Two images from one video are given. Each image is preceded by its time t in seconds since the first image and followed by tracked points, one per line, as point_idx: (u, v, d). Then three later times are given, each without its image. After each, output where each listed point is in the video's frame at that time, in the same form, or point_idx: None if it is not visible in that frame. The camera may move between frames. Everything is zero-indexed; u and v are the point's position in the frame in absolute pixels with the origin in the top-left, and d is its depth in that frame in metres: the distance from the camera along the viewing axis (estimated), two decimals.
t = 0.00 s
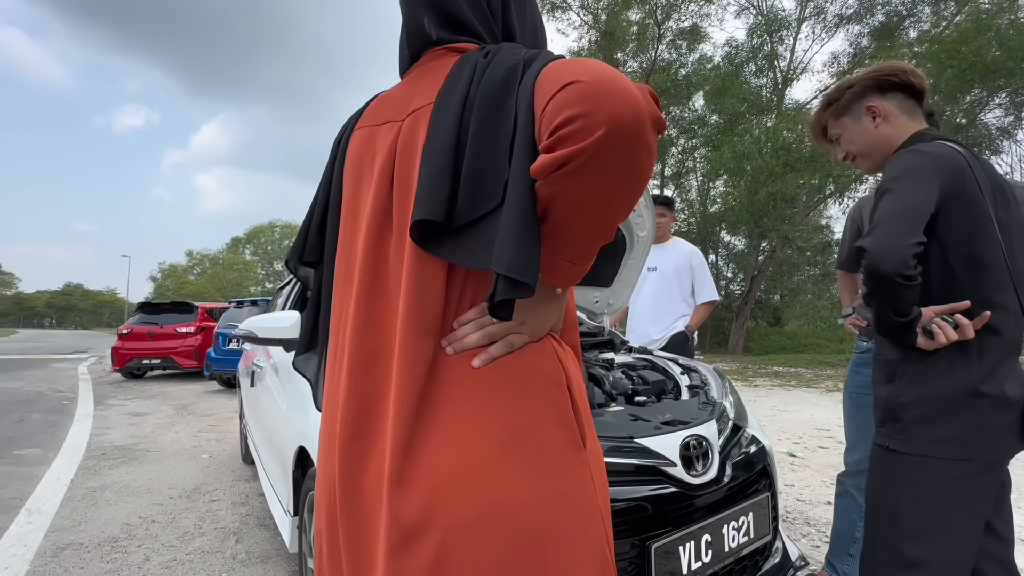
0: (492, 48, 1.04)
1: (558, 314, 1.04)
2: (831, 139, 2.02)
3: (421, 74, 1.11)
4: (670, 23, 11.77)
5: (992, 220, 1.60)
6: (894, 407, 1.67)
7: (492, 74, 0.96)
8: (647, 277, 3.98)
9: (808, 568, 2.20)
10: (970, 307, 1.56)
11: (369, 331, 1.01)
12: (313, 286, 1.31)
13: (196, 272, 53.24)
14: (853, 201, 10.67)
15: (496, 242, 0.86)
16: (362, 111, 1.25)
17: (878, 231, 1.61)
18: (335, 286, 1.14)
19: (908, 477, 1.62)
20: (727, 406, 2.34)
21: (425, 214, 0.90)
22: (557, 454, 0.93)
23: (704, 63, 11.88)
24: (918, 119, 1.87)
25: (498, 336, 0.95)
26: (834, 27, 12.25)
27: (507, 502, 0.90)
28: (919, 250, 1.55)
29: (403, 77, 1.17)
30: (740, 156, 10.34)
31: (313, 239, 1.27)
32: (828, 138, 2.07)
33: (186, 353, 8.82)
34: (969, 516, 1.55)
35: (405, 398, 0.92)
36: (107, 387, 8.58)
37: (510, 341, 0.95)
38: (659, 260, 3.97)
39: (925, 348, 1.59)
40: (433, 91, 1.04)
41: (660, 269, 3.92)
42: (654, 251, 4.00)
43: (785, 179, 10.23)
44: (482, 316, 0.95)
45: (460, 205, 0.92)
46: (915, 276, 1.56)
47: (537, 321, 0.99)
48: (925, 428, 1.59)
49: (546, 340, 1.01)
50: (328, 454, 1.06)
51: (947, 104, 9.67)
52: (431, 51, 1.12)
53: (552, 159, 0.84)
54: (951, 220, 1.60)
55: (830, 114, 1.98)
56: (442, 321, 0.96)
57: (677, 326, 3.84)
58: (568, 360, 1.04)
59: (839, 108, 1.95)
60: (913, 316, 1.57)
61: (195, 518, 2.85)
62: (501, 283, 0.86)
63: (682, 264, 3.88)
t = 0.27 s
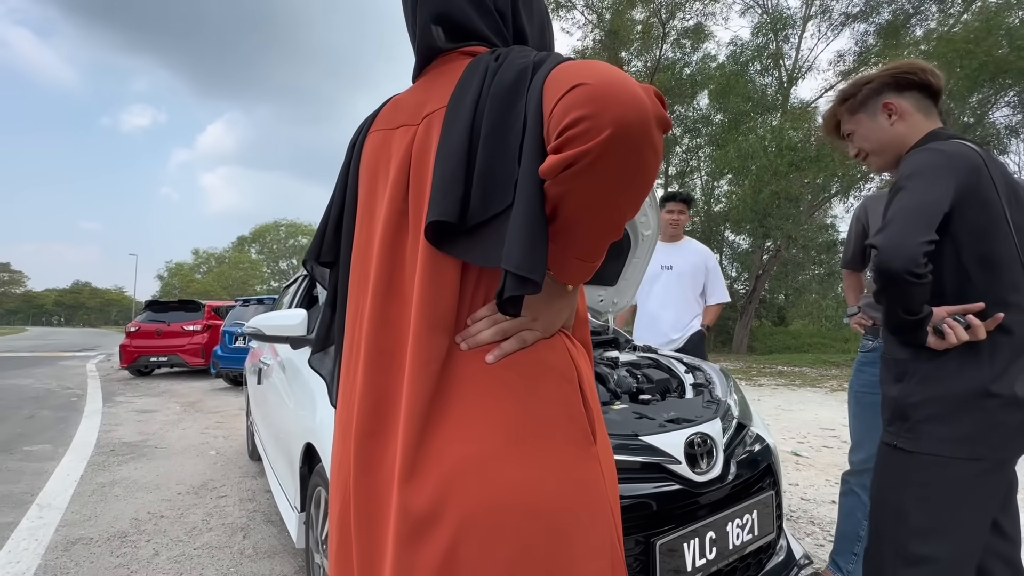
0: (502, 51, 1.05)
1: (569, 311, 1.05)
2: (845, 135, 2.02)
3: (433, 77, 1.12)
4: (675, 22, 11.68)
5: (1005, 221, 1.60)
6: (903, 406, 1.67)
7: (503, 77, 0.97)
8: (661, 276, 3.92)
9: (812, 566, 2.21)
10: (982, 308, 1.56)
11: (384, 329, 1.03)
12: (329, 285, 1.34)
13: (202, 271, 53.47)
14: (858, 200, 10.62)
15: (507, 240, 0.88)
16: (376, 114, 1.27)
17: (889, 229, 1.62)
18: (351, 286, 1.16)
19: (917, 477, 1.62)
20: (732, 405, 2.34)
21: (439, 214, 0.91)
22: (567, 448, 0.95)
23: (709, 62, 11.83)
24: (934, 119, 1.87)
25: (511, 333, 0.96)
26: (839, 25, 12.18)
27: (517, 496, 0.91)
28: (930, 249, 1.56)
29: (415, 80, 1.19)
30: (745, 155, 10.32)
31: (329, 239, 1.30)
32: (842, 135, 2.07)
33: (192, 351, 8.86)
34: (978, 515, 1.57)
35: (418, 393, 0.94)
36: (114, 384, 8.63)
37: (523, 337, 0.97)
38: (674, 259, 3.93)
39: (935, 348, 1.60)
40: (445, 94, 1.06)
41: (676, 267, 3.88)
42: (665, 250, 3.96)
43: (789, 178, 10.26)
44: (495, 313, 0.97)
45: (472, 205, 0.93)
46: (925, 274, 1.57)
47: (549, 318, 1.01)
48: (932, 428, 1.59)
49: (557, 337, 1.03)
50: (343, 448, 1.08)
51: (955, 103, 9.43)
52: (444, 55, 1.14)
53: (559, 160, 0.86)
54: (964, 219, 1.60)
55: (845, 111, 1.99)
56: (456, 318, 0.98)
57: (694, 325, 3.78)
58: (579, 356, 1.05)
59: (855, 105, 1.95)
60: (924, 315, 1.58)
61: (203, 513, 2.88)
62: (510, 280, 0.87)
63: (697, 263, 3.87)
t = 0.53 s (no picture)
0: (508, 50, 1.05)
1: (576, 310, 1.05)
2: (855, 132, 2.03)
3: (439, 78, 1.12)
4: (676, 21, 11.66)
5: (1016, 222, 1.60)
6: (910, 406, 1.67)
7: (508, 76, 0.97)
8: (691, 275, 3.70)
9: (813, 565, 2.21)
10: (990, 308, 1.56)
11: (389, 328, 1.03)
12: (337, 285, 1.34)
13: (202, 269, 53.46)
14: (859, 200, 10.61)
15: (512, 241, 0.88)
16: (383, 114, 1.27)
17: (898, 223, 1.62)
18: (358, 285, 1.16)
19: (924, 477, 1.62)
20: (734, 404, 2.34)
21: (445, 215, 0.91)
22: (573, 447, 0.95)
23: (710, 61, 11.81)
24: (945, 117, 1.87)
25: (518, 332, 0.96)
26: (840, 25, 12.15)
27: (521, 494, 0.91)
28: (940, 243, 1.56)
29: (420, 81, 1.19)
30: (745, 154, 10.30)
31: (337, 239, 1.30)
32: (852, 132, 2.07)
33: (192, 349, 8.85)
34: (985, 517, 1.57)
35: (423, 392, 0.94)
36: (115, 382, 8.64)
37: (530, 336, 0.97)
38: (700, 258, 3.75)
39: (941, 347, 1.60)
40: (452, 95, 1.06)
41: (706, 266, 3.70)
42: (692, 248, 3.75)
43: (790, 177, 10.27)
44: (502, 313, 0.97)
45: (478, 205, 0.93)
46: (934, 269, 1.57)
47: (555, 317, 1.00)
48: (939, 429, 1.59)
49: (564, 336, 1.03)
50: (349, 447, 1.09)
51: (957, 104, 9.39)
52: (447, 58, 1.14)
53: (565, 162, 0.86)
54: (974, 217, 1.60)
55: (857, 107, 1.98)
56: (462, 317, 0.97)
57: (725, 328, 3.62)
58: (585, 355, 1.05)
59: (868, 100, 1.95)
60: (931, 312, 1.58)
61: (203, 511, 2.88)
62: (516, 281, 0.87)
63: (725, 263, 3.73)
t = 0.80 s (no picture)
0: (504, 46, 1.04)
1: (577, 308, 1.04)
2: (859, 131, 2.02)
3: (437, 77, 1.11)
4: (674, 20, 11.72)
5: None
6: (913, 406, 1.66)
7: (504, 73, 0.96)
8: (714, 273, 3.27)
9: (811, 565, 2.20)
10: (997, 308, 1.56)
11: (387, 327, 1.02)
12: (337, 284, 1.33)
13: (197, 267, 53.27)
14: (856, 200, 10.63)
15: (506, 240, 0.87)
16: (382, 113, 1.26)
17: (909, 221, 1.62)
18: (358, 284, 1.15)
19: (925, 478, 1.61)
20: (732, 404, 2.34)
21: (441, 215, 0.90)
22: (573, 446, 0.94)
23: (708, 60, 11.80)
24: (950, 116, 1.87)
25: (517, 330, 0.95)
26: (838, 25, 12.16)
27: (519, 493, 0.90)
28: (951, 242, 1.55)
29: (419, 80, 1.18)
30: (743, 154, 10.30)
31: (338, 239, 1.29)
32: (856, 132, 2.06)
33: (187, 347, 8.81)
34: (987, 517, 1.56)
35: (421, 390, 0.93)
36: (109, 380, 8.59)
37: (530, 335, 0.96)
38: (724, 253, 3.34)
39: (946, 347, 1.60)
40: (449, 93, 1.05)
41: (733, 263, 3.30)
42: (714, 242, 3.35)
43: (787, 178, 10.25)
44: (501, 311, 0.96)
45: (474, 204, 0.92)
46: (945, 268, 1.56)
47: (555, 315, 0.99)
48: (942, 429, 1.59)
49: (565, 334, 1.02)
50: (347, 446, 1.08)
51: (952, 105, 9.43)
52: (443, 56, 1.13)
53: (554, 160, 0.85)
54: (983, 216, 1.59)
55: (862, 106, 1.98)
56: (460, 315, 0.96)
57: (749, 333, 3.22)
58: (586, 353, 1.04)
59: (873, 99, 1.94)
60: (938, 312, 1.57)
61: (198, 511, 2.86)
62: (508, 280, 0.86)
63: (750, 260, 3.34)
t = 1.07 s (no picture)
0: (494, 41, 1.02)
1: (570, 306, 1.03)
2: (858, 131, 2.02)
3: (430, 73, 1.10)
4: (669, 20, 11.71)
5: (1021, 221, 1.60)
6: (909, 406, 1.66)
7: (493, 68, 0.95)
8: (728, 272, 3.19)
9: (805, 565, 2.20)
10: (995, 309, 1.56)
11: (377, 325, 1.00)
12: (331, 281, 1.32)
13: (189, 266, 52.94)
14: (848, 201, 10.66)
15: (485, 235, 0.86)
16: (376, 111, 1.25)
17: (907, 220, 1.62)
18: (349, 282, 1.14)
19: (921, 477, 1.61)
20: (726, 404, 2.33)
21: (427, 211, 0.89)
22: (565, 446, 0.92)
23: (702, 61, 11.80)
24: (948, 115, 1.86)
25: (507, 328, 0.94)
26: (831, 27, 12.21)
27: (508, 493, 0.88)
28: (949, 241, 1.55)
29: (412, 76, 1.17)
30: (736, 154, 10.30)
31: (332, 236, 1.26)
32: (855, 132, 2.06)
33: (178, 346, 8.74)
34: (982, 517, 1.56)
35: (410, 388, 0.92)
36: (98, 379, 8.49)
37: (520, 333, 0.95)
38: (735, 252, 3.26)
39: (943, 347, 1.59)
40: (441, 89, 1.03)
41: (744, 262, 3.23)
42: (726, 240, 3.26)
43: (781, 178, 10.17)
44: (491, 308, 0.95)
45: (461, 201, 0.91)
46: (943, 267, 1.56)
47: (547, 313, 0.98)
48: (938, 429, 1.58)
49: (558, 332, 1.00)
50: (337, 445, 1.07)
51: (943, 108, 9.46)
52: (435, 52, 1.11)
53: (530, 153, 0.84)
54: (980, 215, 1.59)
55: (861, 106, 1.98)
56: (450, 313, 0.95)
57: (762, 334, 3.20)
58: (579, 352, 1.02)
59: (872, 99, 1.94)
60: (935, 312, 1.57)
61: (188, 511, 2.83)
62: (487, 276, 0.85)
63: (760, 259, 3.29)
